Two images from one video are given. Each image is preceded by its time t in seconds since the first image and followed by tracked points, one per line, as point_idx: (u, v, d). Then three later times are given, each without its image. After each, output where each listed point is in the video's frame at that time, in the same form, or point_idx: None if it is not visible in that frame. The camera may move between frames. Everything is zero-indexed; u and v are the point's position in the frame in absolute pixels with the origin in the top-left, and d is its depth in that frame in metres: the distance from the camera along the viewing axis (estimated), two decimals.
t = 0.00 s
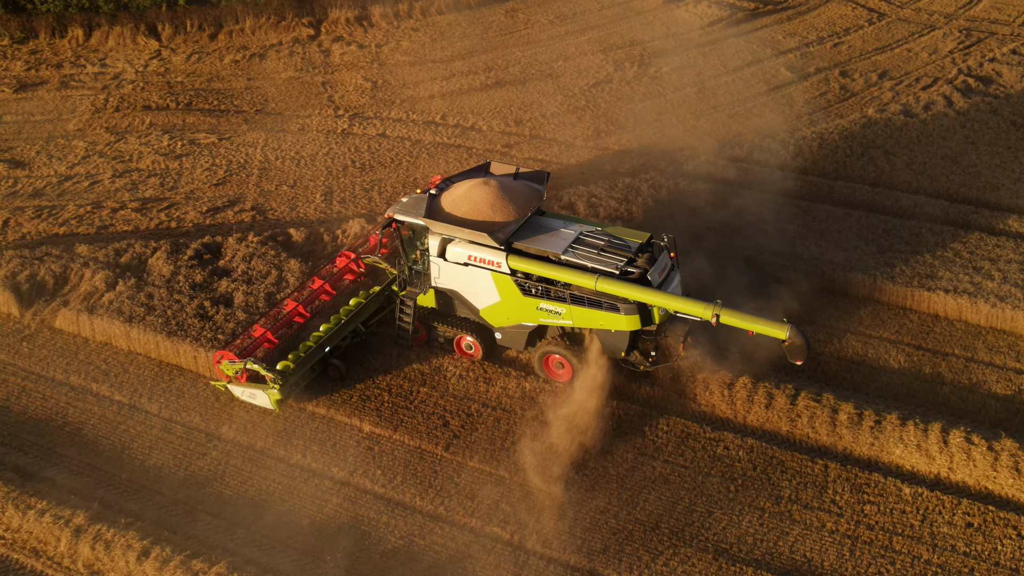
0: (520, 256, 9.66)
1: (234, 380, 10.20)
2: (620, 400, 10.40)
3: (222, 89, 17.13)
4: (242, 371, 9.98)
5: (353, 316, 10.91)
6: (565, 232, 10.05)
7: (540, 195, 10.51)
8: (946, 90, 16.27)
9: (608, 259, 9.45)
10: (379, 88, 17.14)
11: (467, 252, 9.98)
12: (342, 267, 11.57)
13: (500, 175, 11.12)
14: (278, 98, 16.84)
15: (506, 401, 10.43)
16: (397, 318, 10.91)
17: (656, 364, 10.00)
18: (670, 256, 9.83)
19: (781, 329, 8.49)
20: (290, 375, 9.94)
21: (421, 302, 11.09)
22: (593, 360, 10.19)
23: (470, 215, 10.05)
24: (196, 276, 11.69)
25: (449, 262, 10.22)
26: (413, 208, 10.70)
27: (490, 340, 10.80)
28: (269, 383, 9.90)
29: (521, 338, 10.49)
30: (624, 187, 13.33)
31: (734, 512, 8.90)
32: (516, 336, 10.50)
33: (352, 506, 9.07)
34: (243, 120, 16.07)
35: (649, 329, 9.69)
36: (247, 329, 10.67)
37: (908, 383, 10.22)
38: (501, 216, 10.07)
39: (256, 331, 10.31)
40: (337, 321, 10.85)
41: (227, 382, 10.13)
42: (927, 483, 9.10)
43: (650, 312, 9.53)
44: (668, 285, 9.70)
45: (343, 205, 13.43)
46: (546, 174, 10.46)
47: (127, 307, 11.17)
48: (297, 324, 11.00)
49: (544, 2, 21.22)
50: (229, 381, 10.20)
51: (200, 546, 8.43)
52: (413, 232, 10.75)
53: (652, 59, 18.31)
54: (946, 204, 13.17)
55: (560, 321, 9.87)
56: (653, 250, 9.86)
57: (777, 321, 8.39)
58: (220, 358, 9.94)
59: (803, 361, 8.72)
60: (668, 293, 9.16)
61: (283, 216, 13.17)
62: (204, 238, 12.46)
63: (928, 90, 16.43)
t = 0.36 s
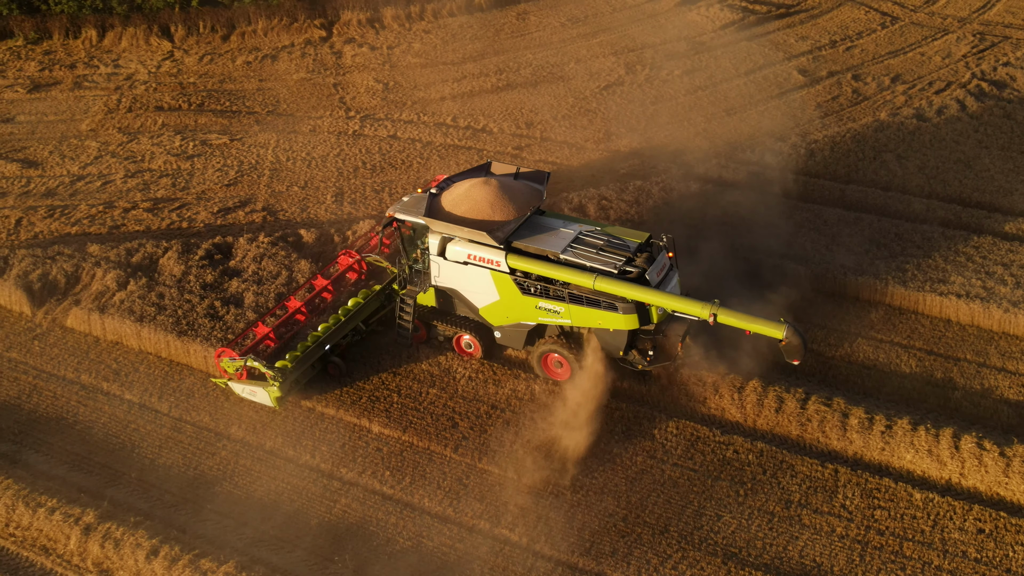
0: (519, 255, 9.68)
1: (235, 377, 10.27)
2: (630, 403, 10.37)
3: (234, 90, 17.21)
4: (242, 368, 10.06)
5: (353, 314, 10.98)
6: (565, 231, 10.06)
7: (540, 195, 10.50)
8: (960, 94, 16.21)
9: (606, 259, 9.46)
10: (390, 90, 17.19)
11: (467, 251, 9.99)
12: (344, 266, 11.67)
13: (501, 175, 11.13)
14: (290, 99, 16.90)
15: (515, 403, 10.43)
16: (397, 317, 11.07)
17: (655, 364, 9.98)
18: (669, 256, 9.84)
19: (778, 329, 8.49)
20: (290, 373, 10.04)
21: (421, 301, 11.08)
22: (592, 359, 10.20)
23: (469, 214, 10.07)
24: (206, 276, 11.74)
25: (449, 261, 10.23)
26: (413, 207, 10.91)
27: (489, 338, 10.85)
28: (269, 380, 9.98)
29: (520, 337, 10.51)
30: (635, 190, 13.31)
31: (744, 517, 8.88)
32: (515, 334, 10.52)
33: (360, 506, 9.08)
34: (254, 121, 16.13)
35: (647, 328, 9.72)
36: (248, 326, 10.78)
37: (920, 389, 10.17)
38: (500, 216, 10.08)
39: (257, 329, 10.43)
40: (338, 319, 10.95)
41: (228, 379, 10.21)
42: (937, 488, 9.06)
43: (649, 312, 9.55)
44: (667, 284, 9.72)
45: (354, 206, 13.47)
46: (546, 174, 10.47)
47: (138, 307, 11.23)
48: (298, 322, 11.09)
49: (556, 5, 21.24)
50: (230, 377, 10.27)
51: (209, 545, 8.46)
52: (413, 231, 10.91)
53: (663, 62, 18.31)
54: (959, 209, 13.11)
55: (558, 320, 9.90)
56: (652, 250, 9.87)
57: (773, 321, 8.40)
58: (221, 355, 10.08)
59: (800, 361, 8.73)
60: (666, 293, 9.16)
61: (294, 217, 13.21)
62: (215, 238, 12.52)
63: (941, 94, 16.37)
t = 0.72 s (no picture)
0: (518, 253, 9.72)
1: (236, 373, 10.32)
2: (639, 406, 10.35)
3: (245, 90, 17.28)
4: (243, 364, 10.08)
5: (354, 312, 10.97)
6: (564, 230, 10.08)
7: (540, 194, 10.56)
8: (973, 98, 16.14)
9: (605, 257, 9.48)
10: (401, 91, 17.23)
11: (467, 249, 10.03)
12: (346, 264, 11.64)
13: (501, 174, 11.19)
14: (301, 100, 16.96)
15: (524, 404, 10.42)
16: (397, 315, 11.07)
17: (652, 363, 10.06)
18: (667, 256, 9.86)
19: (775, 327, 8.55)
20: (290, 370, 10.09)
21: (421, 299, 11.11)
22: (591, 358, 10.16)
23: (469, 213, 10.14)
24: (217, 275, 11.78)
25: (449, 259, 10.27)
26: (414, 207, 11.10)
27: (488, 337, 10.92)
28: (269, 376, 9.99)
29: (519, 335, 10.54)
30: (645, 192, 13.30)
31: (753, 520, 8.86)
32: (514, 333, 10.56)
33: (369, 506, 9.09)
34: (265, 121, 16.19)
35: (644, 327, 9.77)
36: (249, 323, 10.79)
37: (932, 393, 10.12)
38: (500, 214, 10.15)
39: (257, 325, 10.44)
40: (338, 316, 10.94)
41: (229, 375, 10.26)
42: (948, 493, 9.02)
43: (647, 310, 9.60)
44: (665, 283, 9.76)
45: (364, 207, 13.50)
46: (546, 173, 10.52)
47: (149, 306, 11.28)
48: (299, 319, 11.10)
49: (567, 7, 21.25)
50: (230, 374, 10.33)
51: (217, 544, 8.48)
52: (414, 230, 11.08)
53: (674, 64, 18.29)
54: (971, 213, 13.05)
55: (557, 319, 9.93)
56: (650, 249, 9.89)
57: (770, 320, 8.48)
58: (221, 351, 10.08)
59: (797, 359, 8.77)
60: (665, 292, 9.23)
61: (305, 217, 13.25)
62: (226, 238, 12.57)
63: (954, 97, 16.31)
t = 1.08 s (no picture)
0: (517, 251, 9.78)
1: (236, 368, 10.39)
2: (648, 407, 10.34)
3: (256, 90, 17.34)
4: (243, 359, 10.16)
5: (354, 308, 11.03)
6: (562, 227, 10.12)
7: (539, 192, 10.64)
8: (986, 100, 16.08)
9: (604, 255, 9.53)
10: (412, 91, 17.26)
11: (466, 246, 10.12)
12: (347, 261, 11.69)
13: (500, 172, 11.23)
14: (312, 99, 17.00)
15: (532, 404, 10.42)
16: (397, 311, 11.13)
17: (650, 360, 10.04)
18: (664, 254, 9.92)
19: (771, 325, 8.67)
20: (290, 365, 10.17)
21: (421, 296, 11.17)
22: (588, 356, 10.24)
23: (469, 210, 10.21)
24: (227, 274, 11.83)
25: (448, 256, 10.36)
26: (415, 204, 10.78)
27: (487, 334, 10.96)
28: (269, 371, 10.10)
29: (518, 332, 10.57)
30: (655, 194, 13.30)
31: (762, 522, 8.84)
32: (513, 330, 10.60)
33: (377, 505, 9.11)
34: (276, 121, 16.24)
35: (642, 324, 9.88)
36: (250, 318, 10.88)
37: (942, 396, 10.09)
38: (499, 212, 10.23)
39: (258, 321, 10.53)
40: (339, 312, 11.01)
41: (229, 370, 10.33)
42: (958, 497, 8.99)
43: (645, 308, 9.73)
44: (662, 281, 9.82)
45: (374, 206, 13.53)
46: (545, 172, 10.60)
47: (159, 304, 11.34)
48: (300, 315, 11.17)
49: (578, 8, 21.25)
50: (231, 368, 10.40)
51: (225, 542, 8.51)
52: (415, 227, 11.03)
53: (685, 65, 18.28)
54: (983, 215, 13.01)
55: (555, 316, 10.01)
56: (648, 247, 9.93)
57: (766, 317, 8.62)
58: (222, 346, 10.16)
59: (793, 357, 8.90)
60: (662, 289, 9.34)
61: (315, 217, 13.30)
62: (236, 237, 12.62)
63: (967, 100, 16.25)
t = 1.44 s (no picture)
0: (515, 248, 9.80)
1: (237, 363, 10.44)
2: (656, 408, 10.33)
3: (267, 89, 17.40)
4: (244, 354, 10.20)
5: (354, 305, 11.14)
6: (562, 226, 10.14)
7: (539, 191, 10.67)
8: (999, 103, 16.01)
9: (602, 253, 9.53)
10: (423, 91, 17.29)
11: (465, 244, 10.14)
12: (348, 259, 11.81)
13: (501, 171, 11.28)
14: (323, 99, 17.05)
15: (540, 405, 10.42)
16: (398, 308, 11.19)
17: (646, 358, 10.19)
18: (663, 252, 9.89)
19: (767, 323, 8.60)
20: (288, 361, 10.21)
21: (421, 293, 11.19)
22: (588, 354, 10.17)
23: (468, 208, 10.23)
24: (237, 273, 11.87)
25: (448, 254, 10.38)
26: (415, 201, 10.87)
27: (487, 331, 10.98)
28: (269, 366, 10.17)
29: (517, 330, 10.59)
30: (665, 196, 13.30)
31: (771, 524, 8.82)
32: (513, 328, 10.61)
33: (385, 505, 9.12)
34: (287, 120, 16.29)
35: (640, 322, 9.85)
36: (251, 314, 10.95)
37: (953, 400, 10.05)
38: (499, 210, 10.26)
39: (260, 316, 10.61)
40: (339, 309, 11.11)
41: (230, 366, 10.38)
42: (968, 501, 8.96)
43: (643, 306, 9.69)
44: (661, 279, 9.80)
45: (384, 206, 13.56)
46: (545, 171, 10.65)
47: (169, 302, 11.39)
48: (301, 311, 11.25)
49: (590, 9, 21.25)
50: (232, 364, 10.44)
51: (234, 540, 8.53)
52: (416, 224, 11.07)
53: (696, 66, 18.26)
54: (995, 218, 12.95)
55: (553, 313, 10.02)
56: (647, 245, 9.91)
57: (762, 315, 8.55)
58: (222, 341, 10.23)
59: (790, 356, 8.81)
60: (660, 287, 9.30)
61: (325, 216, 13.33)
62: (247, 236, 12.67)
63: (979, 102, 16.19)
